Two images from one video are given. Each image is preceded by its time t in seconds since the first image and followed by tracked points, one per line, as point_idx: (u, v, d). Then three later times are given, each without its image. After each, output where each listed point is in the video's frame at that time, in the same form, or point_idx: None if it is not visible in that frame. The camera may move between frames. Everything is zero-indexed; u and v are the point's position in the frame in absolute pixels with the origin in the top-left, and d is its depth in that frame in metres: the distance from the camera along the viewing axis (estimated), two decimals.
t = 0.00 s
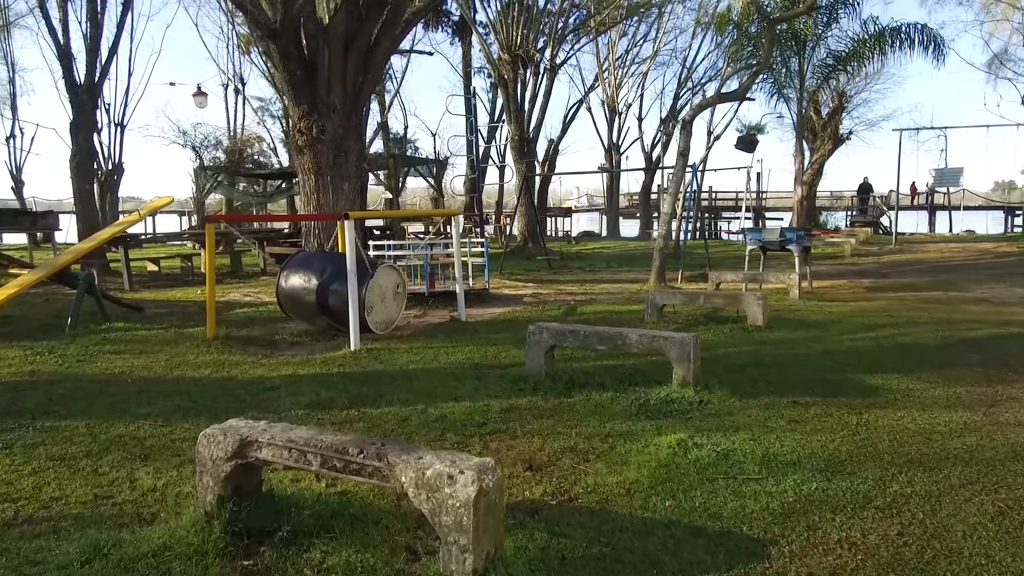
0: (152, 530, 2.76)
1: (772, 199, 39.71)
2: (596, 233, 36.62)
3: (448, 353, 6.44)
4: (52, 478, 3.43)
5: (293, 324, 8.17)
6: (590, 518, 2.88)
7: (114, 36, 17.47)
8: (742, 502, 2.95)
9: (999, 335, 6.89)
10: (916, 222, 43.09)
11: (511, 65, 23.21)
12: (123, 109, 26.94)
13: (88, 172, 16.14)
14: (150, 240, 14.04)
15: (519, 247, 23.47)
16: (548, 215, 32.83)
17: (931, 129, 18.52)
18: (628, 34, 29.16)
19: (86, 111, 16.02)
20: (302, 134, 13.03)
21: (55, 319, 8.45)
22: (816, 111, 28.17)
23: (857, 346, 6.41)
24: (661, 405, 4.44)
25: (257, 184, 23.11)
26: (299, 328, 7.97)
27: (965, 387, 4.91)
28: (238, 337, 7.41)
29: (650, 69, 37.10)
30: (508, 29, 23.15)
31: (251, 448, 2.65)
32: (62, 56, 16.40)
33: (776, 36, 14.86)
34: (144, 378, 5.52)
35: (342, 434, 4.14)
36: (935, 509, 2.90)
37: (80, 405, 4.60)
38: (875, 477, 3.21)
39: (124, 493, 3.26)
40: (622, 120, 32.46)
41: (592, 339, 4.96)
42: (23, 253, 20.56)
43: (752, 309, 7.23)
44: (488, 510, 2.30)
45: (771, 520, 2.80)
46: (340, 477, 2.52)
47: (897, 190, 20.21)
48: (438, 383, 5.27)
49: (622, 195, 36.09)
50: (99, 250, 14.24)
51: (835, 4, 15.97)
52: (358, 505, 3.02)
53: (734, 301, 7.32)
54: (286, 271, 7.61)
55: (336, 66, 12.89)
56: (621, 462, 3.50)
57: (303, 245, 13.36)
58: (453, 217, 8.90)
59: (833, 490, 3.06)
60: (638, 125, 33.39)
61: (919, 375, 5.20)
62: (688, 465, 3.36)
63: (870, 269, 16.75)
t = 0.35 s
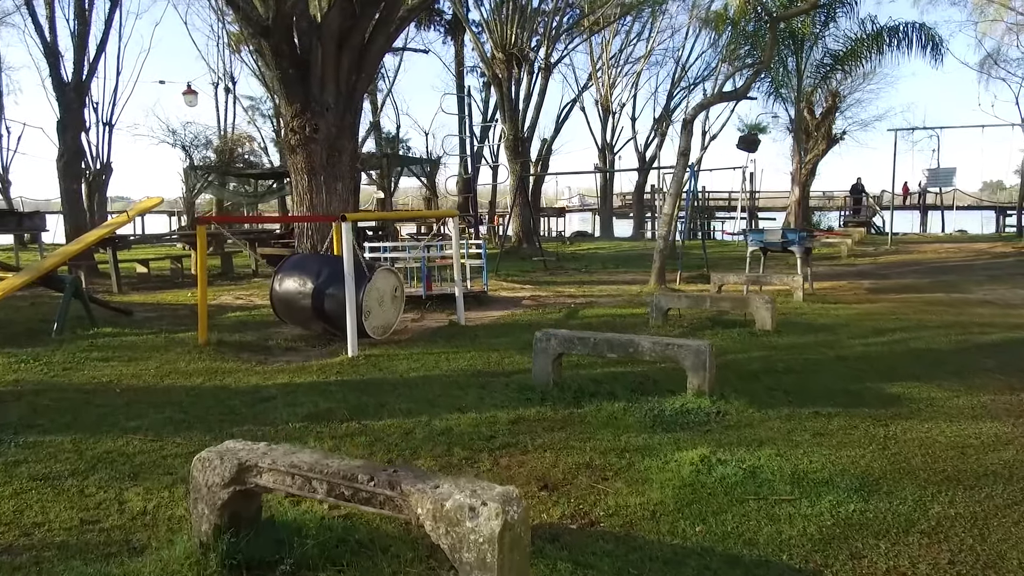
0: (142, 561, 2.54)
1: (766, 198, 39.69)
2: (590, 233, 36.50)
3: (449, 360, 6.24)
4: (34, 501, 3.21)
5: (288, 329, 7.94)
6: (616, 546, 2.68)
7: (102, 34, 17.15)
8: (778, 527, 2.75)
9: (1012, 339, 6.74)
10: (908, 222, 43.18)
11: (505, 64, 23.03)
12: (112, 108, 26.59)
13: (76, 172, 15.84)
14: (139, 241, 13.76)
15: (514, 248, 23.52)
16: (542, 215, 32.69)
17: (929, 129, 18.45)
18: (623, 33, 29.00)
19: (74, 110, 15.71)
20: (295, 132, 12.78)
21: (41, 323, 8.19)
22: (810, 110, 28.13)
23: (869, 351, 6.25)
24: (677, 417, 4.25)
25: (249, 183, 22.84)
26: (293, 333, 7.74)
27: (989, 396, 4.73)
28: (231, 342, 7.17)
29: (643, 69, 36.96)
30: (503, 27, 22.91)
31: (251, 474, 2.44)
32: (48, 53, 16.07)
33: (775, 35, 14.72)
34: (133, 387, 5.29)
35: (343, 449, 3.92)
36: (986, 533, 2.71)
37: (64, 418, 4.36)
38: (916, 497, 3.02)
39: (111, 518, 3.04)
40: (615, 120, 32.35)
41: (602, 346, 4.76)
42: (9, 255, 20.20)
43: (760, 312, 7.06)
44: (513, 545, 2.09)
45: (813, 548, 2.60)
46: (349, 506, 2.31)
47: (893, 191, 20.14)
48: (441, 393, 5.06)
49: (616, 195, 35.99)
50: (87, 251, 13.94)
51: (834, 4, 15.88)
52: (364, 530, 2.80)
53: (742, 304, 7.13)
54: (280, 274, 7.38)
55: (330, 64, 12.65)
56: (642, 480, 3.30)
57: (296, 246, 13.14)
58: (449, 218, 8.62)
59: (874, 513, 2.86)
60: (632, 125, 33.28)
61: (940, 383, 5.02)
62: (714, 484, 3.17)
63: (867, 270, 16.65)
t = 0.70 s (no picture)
0: None
1: (763, 198, 39.61)
2: (587, 233, 36.36)
3: (456, 367, 6.05)
4: (25, 524, 3.02)
5: (287, 333, 7.74)
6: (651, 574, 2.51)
7: (95, 32, 16.88)
8: (823, 553, 2.59)
9: None
10: (904, 221, 43.14)
11: (502, 63, 22.83)
12: (105, 107, 26.31)
13: (69, 172, 15.60)
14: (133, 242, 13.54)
15: (512, 248, 23.45)
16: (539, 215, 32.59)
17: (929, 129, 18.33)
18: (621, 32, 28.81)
19: (67, 109, 15.45)
20: (292, 132, 12.58)
21: (33, 327, 7.98)
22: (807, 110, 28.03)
23: (886, 356, 6.09)
24: (698, 428, 4.09)
25: (244, 183, 22.61)
26: (293, 337, 7.56)
27: (1017, 404, 4.57)
28: (229, 348, 6.97)
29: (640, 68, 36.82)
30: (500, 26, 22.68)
31: (261, 500, 2.26)
32: (40, 51, 15.81)
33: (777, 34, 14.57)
34: (129, 396, 5.10)
35: (352, 464, 3.74)
36: None
37: (57, 431, 4.16)
38: (963, 518, 2.86)
39: (109, 543, 2.85)
40: (612, 119, 32.22)
41: (618, 355, 4.59)
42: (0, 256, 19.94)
43: (772, 317, 6.90)
44: None
45: None
46: (368, 538, 2.13)
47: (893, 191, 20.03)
48: (450, 403, 4.89)
49: (612, 195, 35.86)
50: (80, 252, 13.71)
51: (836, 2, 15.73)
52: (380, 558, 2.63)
53: (754, 308, 6.98)
54: (279, 278, 7.18)
55: (327, 62, 12.46)
56: (671, 499, 3.13)
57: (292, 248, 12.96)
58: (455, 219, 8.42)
59: (922, 537, 2.70)
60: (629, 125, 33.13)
61: (964, 391, 4.87)
62: (747, 504, 3.00)
63: (869, 270, 16.54)
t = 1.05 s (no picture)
0: None
1: (762, 198, 39.48)
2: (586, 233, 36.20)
3: (469, 374, 5.85)
4: (25, 552, 2.81)
5: (291, 338, 7.53)
6: None
7: (91, 30, 16.64)
8: None
9: None
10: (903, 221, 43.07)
11: (503, 62, 22.62)
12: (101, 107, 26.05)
13: (66, 172, 15.36)
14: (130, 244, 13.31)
15: (513, 248, 23.31)
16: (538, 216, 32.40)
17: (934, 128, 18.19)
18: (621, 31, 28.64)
19: (63, 109, 15.21)
20: (293, 132, 12.37)
21: (30, 332, 7.77)
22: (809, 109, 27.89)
23: (912, 362, 5.91)
24: (731, 443, 3.90)
25: (242, 183, 22.37)
26: (298, 343, 7.35)
27: None
28: (232, 354, 6.76)
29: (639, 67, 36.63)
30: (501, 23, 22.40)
31: (286, 537, 2.06)
32: (35, 50, 15.58)
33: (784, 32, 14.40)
34: (131, 407, 4.89)
35: (370, 482, 3.54)
36: None
37: (56, 446, 3.95)
38: None
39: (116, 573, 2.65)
40: (612, 118, 32.06)
41: (643, 364, 4.40)
42: None
43: (792, 321, 6.71)
44: None
45: None
46: None
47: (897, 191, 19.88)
48: (466, 414, 4.69)
49: (612, 195, 35.70)
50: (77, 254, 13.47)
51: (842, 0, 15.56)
52: None
53: (772, 312, 6.80)
54: (284, 281, 6.97)
55: (329, 61, 12.24)
56: (715, 523, 2.95)
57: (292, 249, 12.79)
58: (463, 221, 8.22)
59: (993, 566, 2.52)
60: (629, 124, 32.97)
61: (1001, 401, 4.69)
62: (799, 529, 2.82)
63: (875, 271, 16.39)
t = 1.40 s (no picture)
0: None
1: (761, 198, 39.40)
2: (585, 233, 36.07)
3: (484, 380, 5.69)
4: None
5: (297, 343, 7.35)
6: None
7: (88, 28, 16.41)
8: None
9: None
10: (901, 222, 43.05)
11: (504, 61, 22.45)
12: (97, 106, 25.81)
13: (63, 172, 15.17)
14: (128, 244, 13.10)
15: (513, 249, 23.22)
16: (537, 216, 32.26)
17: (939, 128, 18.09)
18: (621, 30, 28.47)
19: (60, 108, 15.01)
20: (294, 131, 12.17)
21: (28, 337, 7.57)
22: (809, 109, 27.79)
23: (939, 368, 5.77)
24: (768, 456, 3.75)
25: (240, 183, 22.16)
26: (304, 348, 7.17)
27: None
28: (238, 359, 6.58)
29: (639, 66, 36.49)
30: (501, 22, 22.18)
31: (325, 572, 1.89)
32: (31, 49, 15.38)
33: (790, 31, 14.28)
34: (137, 417, 4.71)
35: (395, 498, 3.36)
36: None
37: (60, 460, 3.77)
38: None
39: None
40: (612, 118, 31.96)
41: (672, 372, 4.23)
42: None
43: (812, 325, 6.55)
44: None
45: None
46: None
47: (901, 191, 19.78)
48: (486, 424, 4.53)
49: (611, 195, 35.57)
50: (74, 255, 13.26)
51: None
52: None
53: (792, 316, 6.65)
54: (290, 285, 6.79)
55: (331, 59, 12.03)
56: (766, 544, 2.78)
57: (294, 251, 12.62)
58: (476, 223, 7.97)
59: None
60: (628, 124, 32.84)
61: None
62: (858, 553, 2.66)
63: (880, 272, 16.28)
